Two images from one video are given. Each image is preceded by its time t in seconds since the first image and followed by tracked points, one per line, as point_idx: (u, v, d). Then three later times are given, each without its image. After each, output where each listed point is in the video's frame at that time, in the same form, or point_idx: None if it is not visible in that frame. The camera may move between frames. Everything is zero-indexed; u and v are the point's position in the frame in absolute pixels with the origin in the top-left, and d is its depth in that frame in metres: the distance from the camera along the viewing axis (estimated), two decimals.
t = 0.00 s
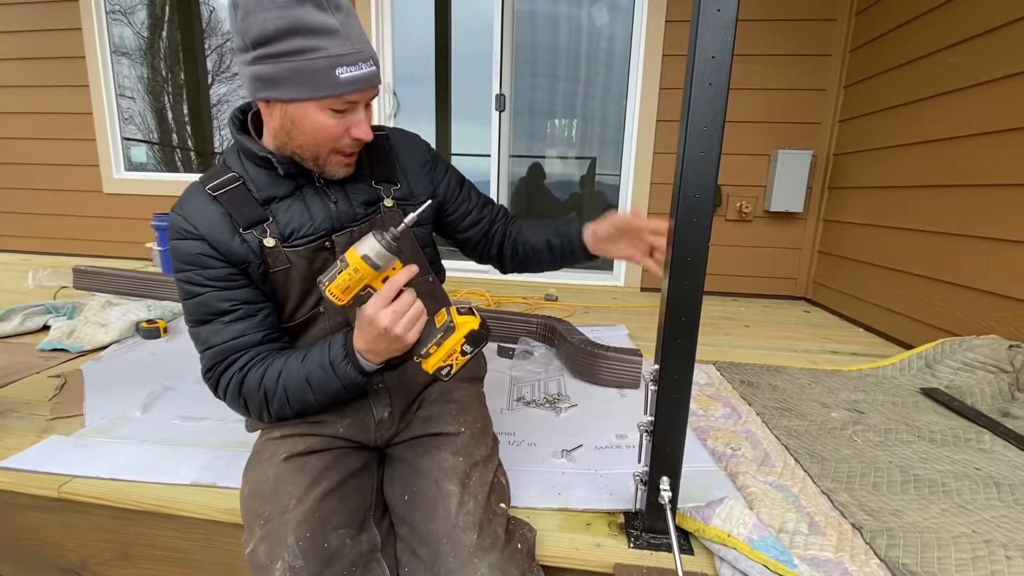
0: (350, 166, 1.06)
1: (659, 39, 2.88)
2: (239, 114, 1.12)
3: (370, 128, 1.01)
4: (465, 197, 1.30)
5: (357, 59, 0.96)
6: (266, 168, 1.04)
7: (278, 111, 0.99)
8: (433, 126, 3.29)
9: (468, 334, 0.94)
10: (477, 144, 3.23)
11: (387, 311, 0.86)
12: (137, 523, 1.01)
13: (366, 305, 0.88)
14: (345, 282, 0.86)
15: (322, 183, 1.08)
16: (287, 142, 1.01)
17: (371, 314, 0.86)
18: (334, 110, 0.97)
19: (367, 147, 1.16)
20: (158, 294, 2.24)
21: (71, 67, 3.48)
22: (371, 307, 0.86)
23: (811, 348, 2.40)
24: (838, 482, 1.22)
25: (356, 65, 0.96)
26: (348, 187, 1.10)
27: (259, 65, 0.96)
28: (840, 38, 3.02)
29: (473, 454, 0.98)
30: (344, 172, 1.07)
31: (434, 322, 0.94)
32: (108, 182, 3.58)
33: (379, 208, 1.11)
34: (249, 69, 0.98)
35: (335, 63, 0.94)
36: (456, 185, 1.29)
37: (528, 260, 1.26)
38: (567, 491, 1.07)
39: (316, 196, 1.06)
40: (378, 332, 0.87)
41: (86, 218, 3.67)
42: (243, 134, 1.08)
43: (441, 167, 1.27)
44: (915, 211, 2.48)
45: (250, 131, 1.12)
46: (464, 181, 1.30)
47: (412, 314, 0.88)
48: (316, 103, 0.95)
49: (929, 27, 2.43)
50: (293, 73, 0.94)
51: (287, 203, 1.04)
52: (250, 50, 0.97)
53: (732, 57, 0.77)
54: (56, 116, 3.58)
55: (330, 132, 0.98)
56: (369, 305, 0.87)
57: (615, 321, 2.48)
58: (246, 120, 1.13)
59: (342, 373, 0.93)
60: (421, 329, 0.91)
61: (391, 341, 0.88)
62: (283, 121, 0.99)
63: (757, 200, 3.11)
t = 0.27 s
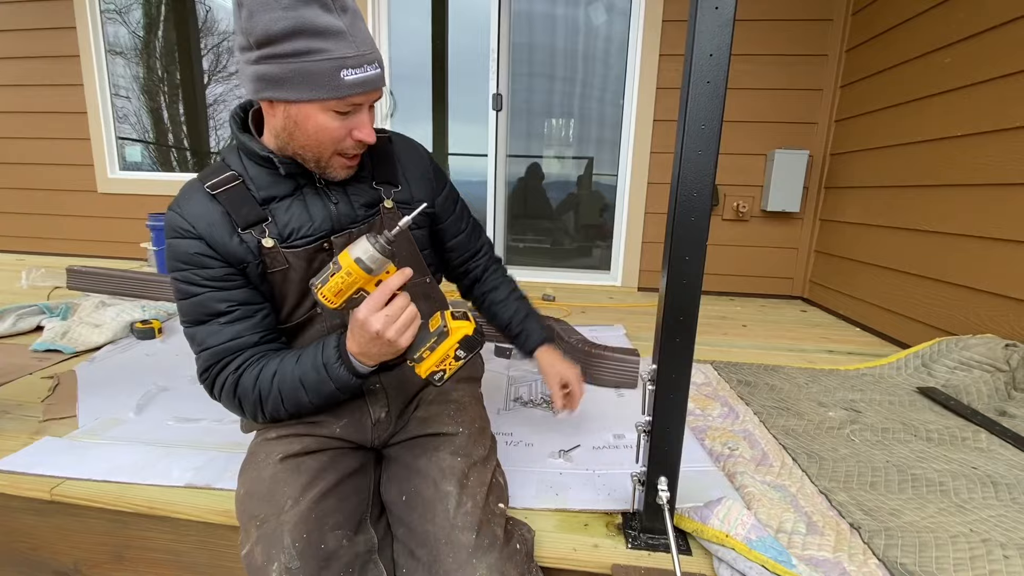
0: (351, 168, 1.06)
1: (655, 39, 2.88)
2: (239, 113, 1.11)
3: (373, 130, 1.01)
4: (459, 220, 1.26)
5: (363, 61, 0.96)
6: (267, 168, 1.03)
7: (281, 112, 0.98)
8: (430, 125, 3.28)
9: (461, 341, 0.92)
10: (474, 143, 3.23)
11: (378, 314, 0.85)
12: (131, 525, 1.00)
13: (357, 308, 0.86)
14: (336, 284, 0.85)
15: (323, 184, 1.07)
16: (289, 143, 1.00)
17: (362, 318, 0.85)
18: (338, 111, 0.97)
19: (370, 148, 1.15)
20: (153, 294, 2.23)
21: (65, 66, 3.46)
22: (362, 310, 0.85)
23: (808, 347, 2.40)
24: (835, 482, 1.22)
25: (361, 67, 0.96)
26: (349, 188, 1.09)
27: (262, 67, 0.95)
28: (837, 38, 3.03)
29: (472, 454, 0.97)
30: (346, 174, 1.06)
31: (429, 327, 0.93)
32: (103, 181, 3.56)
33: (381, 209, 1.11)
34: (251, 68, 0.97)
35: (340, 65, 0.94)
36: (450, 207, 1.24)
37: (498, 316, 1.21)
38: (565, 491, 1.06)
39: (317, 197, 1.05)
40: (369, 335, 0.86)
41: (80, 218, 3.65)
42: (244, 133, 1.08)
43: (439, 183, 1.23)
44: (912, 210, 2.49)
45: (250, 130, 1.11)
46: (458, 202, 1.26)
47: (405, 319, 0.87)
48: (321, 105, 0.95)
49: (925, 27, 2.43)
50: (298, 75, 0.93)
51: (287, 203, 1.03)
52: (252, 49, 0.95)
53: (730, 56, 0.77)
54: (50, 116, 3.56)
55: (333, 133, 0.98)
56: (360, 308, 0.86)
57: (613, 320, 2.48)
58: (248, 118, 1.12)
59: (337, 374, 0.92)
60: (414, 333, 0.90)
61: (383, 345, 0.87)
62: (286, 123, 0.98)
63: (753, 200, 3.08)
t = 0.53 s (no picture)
0: (351, 167, 1.04)
1: (653, 40, 2.88)
2: (243, 112, 1.11)
3: (371, 130, 0.98)
4: (454, 232, 1.23)
5: (360, 59, 0.94)
6: (268, 168, 1.02)
7: (278, 110, 0.97)
8: (428, 126, 3.27)
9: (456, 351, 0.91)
10: (472, 144, 3.22)
11: (372, 320, 0.84)
12: (125, 530, 1.00)
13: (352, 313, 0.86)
14: (331, 288, 0.85)
15: (323, 186, 1.06)
16: (287, 141, 0.99)
17: (356, 323, 0.84)
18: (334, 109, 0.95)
19: (372, 151, 1.14)
20: (149, 296, 2.22)
21: (61, 66, 3.45)
22: (356, 316, 0.84)
23: (805, 348, 2.40)
24: (833, 484, 1.21)
25: (357, 65, 0.94)
26: (349, 192, 1.08)
27: (260, 63, 0.95)
28: (834, 39, 3.03)
29: (469, 458, 0.96)
30: (346, 173, 1.05)
31: (423, 335, 0.92)
32: (98, 182, 3.54)
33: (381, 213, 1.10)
34: (250, 65, 0.97)
35: (335, 62, 0.92)
36: (445, 222, 1.22)
37: (485, 356, 1.20)
38: (563, 495, 1.06)
39: (317, 199, 1.05)
40: (362, 341, 0.85)
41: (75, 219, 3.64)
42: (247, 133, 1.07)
43: (439, 191, 1.21)
44: (909, 212, 2.49)
45: (254, 129, 1.11)
46: (456, 214, 1.24)
47: (399, 325, 0.86)
48: (316, 102, 0.93)
49: (923, 29, 2.43)
50: (293, 72, 0.92)
51: (286, 204, 1.02)
52: (251, 46, 0.95)
53: (728, 59, 0.76)
54: (46, 116, 3.55)
55: (329, 132, 0.96)
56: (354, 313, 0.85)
57: (610, 322, 2.47)
58: (251, 117, 1.12)
59: (331, 378, 0.91)
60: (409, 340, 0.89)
61: (376, 351, 0.86)
62: (283, 121, 0.97)
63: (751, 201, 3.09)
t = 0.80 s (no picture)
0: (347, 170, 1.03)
1: (651, 42, 2.89)
2: (240, 116, 1.11)
3: (365, 130, 0.97)
4: (456, 236, 1.21)
5: (349, 56, 0.93)
6: (265, 174, 1.02)
7: (271, 112, 0.97)
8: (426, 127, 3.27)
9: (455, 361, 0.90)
10: (470, 144, 3.22)
11: (370, 330, 0.84)
12: (122, 534, 0.99)
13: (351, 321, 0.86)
14: (331, 297, 0.85)
15: (321, 191, 1.05)
16: (280, 144, 0.99)
17: (356, 332, 0.84)
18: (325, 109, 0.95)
19: (372, 155, 1.12)
20: (146, 298, 2.21)
21: (57, 66, 3.43)
22: (355, 325, 0.84)
23: (803, 350, 2.41)
24: (830, 486, 1.22)
25: (347, 63, 0.93)
26: (347, 198, 1.07)
27: (249, 64, 0.95)
28: (831, 40, 3.04)
29: (469, 462, 0.96)
30: (341, 177, 1.03)
31: (423, 344, 0.92)
32: (95, 183, 3.53)
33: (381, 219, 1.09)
34: (241, 67, 0.97)
35: (324, 60, 0.91)
36: (446, 226, 1.20)
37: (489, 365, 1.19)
38: (561, 498, 1.06)
39: (315, 205, 1.04)
40: (361, 351, 0.85)
41: (72, 220, 3.62)
42: (245, 137, 1.07)
43: (440, 195, 1.20)
44: (906, 213, 2.50)
45: (252, 133, 1.11)
46: (458, 217, 1.22)
47: (398, 335, 0.86)
48: (306, 101, 0.93)
49: (919, 31, 2.44)
50: (282, 71, 0.92)
51: (284, 210, 1.02)
52: (242, 48, 0.96)
53: (726, 63, 0.76)
54: (42, 117, 3.53)
55: (321, 132, 0.95)
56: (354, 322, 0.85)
57: (608, 323, 2.48)
58: (249, 121, 1.11)
59: (328, 387, 0.91)
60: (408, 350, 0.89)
61: (374, 360, 0.86)
62: (276, 123, 0.97)
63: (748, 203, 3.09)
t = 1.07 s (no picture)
0: (339, 169, 1.02)
1: (649, 43, 2.89)
2: (236, 118, 1.10)
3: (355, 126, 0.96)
4: (457, 236, 1.23)
5: (334, 51, 0.92)
6: (261, 177, 1.02)
7: (259, 112, 0.97)
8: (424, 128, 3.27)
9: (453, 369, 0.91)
10: (468, 145, 3.22)
11: (368, 337, 0.84)
12: (120, 537, 0.99)
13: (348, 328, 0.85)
14: (329, 303, 0.85)
15: (318, 194, 1.05)
16: (271, 144, 0.99)
17: (353, 338, 0.84)
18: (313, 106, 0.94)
19: (370, 158, 1.13)
20: (143, 299, 2.20)
21: (54, 67, 3.42)
22: (352, 332, 0.84)
23: (801, 351, 2.42)
24: (829, 488, 1.22)
25: (332, 58, 0.92)
26: (345, 200, 1.08)
27: (235, 64, 0.95)
28: (828, 42, 3.05)
29: (468, 464, 0.96)
30: (334, 177, 1.02)
31: (421, 351, 0.92)
32: (92, 184, 3.52)
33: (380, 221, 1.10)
34: (229, 69, 0.97)
35: (308, 57, 0.90)
36: (448, 225, 1.22)
37: (496, 356, 1.20)
38: (561, 500, 1.06)
39: (311, 208, 1.04)
40: (358, 358, 0.85)
41: (69, 221, 3.61)
42: (241, 140, 1.06)
43: (439, 196, 1.21)
44: (903, 215, 2.51)
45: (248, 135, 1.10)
46: (458, 217, 1.24)
47: (396, 342, 0.86)
48: (293, 100, 0.92)
49: (916, 32, 2.45)
50: (267, 69, 0.91)
51: (280, 213, 1.02)
52: (228, 48, 0.95)
53: (724, 66, 0.77)
54: (39, 117, 3.52)
55: (310, 130, 0.94)
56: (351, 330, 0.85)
57: (607, 324, 2.48)
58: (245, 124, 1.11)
59: (325, 391, 0.91)
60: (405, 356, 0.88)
61: (371, 366, 0.86)
62: (265, 124, 0.97)
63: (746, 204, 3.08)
